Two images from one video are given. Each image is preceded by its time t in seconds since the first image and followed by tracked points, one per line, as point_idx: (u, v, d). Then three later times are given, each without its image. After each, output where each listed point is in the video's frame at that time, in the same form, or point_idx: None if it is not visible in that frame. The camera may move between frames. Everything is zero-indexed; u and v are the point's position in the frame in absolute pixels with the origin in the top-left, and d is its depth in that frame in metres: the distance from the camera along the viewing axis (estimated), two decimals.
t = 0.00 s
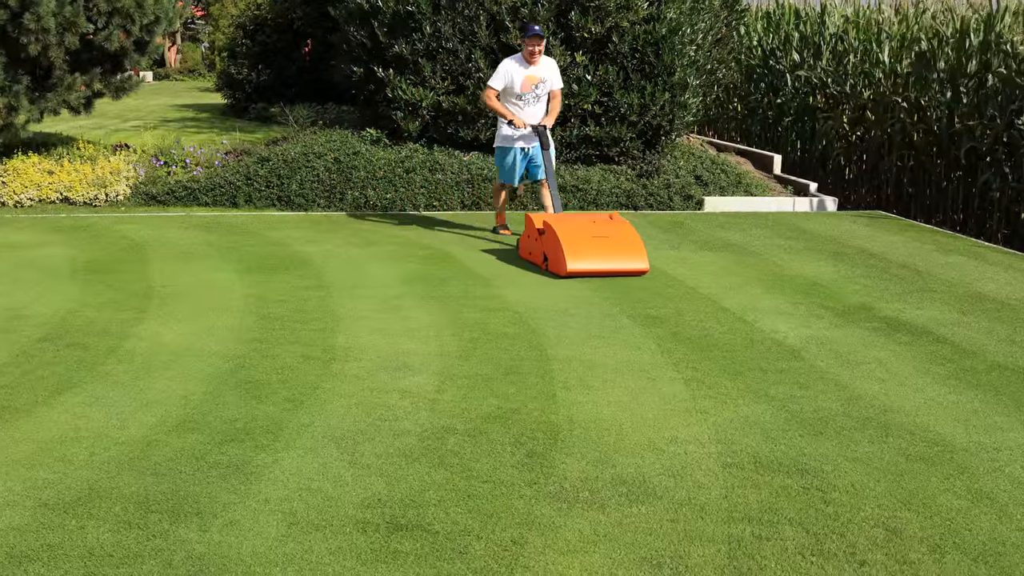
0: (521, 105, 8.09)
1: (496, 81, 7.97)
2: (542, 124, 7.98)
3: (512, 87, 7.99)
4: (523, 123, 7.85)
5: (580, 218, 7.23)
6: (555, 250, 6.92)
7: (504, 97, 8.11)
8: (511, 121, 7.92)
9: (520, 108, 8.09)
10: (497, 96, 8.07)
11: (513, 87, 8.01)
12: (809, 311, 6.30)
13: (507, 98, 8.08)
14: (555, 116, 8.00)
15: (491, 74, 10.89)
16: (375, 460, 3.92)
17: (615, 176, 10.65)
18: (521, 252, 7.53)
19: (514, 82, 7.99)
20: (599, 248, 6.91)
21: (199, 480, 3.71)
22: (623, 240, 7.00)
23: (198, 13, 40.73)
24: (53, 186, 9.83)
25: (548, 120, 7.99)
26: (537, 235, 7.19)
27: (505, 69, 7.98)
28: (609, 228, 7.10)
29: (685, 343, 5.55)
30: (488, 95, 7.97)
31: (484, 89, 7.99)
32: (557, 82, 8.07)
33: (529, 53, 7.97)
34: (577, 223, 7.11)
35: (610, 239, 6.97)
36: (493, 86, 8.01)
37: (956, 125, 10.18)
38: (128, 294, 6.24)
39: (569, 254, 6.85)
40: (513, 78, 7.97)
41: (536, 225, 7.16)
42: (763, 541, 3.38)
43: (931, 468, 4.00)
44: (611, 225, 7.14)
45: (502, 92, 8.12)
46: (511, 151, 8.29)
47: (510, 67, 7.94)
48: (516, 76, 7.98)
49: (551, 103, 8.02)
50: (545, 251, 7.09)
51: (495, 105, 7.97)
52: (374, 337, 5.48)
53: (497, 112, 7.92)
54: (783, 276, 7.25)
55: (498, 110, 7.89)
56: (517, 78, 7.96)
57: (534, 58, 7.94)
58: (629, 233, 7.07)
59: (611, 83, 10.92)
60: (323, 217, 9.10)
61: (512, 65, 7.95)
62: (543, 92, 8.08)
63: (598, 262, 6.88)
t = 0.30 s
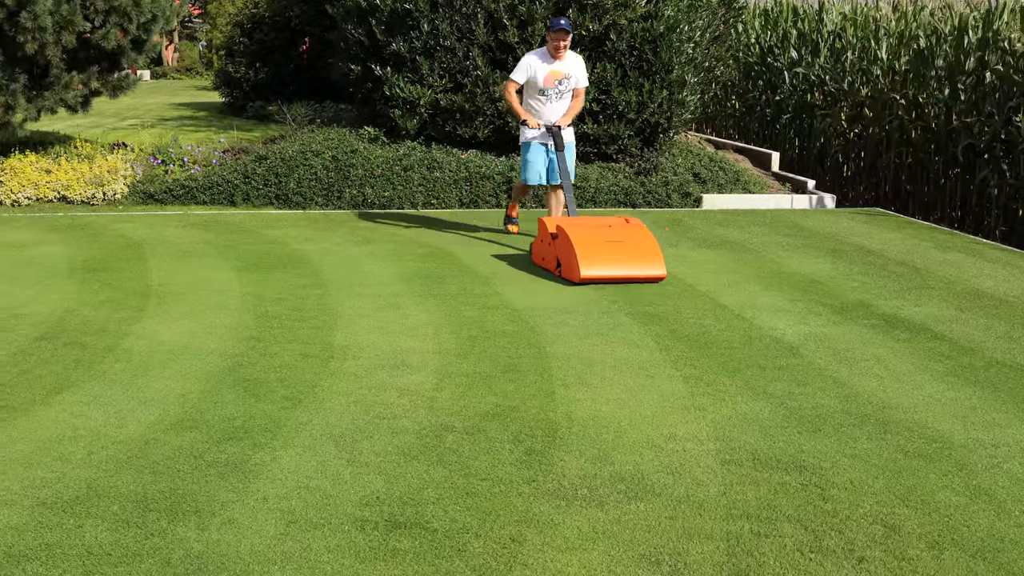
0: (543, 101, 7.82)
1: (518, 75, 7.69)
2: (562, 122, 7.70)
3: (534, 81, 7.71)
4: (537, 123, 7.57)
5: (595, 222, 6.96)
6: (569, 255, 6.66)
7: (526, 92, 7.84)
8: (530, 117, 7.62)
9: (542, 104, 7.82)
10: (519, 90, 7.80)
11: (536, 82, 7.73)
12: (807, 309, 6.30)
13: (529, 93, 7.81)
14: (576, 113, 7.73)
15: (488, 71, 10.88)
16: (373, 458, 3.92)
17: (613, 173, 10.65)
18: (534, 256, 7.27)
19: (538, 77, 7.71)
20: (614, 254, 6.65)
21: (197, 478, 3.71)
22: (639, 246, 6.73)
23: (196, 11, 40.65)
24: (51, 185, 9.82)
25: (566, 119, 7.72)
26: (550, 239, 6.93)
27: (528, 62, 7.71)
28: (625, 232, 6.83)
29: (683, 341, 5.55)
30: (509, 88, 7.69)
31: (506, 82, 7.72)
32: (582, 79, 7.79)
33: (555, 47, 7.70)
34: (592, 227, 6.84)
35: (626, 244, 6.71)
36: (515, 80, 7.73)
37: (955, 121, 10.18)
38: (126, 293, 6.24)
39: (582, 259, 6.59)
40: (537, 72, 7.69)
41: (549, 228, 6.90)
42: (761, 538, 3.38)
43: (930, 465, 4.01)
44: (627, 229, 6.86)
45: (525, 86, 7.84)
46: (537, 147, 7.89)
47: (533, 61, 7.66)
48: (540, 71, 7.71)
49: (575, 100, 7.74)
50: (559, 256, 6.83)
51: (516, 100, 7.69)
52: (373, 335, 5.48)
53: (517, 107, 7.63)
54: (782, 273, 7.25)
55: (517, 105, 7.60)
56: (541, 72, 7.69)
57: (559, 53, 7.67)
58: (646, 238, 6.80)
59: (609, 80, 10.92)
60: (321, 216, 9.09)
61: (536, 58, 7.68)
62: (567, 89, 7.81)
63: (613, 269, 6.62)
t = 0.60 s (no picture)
0: (557, 102, 7.61)
1: (531, 76, 7.51)
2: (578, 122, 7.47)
3: (547, 82, 7.53)
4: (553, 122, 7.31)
5: (611, 227, 6.72)
6: (581, 261, 6.45)
7: (540, 93, 7.65)
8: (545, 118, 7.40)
9: (557, 105, 7.62)
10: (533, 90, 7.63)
11: (550, 82, 7.53)
12: (805, 305, 6.29)
13: (543, 94, 7.62)
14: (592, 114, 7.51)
15: (486, 67, 10.83)
16: (371, 455, 3.91)
17: (610, 170, 10.65)
18: (547, 262, 7.05)
19: (552, 77, 7.52)
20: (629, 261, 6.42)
21: (195, 475, 3.70)
22: (655, 251, 6.50)
23: (192, 9, 40.58)
24: (48, 182, 9.80)
25: (582, 119, 7.51)
26: (563, 243, 6.72)
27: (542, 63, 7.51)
28: (640, 238, 6.60)
29: (681, 337, 5.55)
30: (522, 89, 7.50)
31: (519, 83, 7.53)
32: (597, 78, 7.59)
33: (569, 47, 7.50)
34: (607, 232, 6.61)
35: (641, 250, 6.47)
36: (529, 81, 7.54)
37: (952, 118, 10.18)
38: (123, 290, 6.23)
39: (596, 265, 6.37)
40: (551, 73, 7.50)
41: (562, 233, 6.69)
42: (759, 534, 3.38)
43: (927, 461, 4.01)
44: (643, 235, 6.63)
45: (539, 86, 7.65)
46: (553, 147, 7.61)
47: (546, 61, 7.47)
48: (554, 71, 7.51)
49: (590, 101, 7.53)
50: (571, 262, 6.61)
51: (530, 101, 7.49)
52: (370, 332, 5.47)
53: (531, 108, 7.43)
54: (780, 270, 7.24)
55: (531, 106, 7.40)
56: (555, 72, 7.50)
57: (573, 52, 7.47)
58: (663, 245, 6.56)
59: (606, 77, 10.92)
60: (318, 213, 9.08)
61: (550, 58, 7.48)
62: (582, 89, 7.61)
63: (626, 276, 6.39)
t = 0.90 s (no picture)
0: (567, 102, 7.38)
1: (539, 77, 7.30)
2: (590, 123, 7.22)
3: (556, 82, 7.30)
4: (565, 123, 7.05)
5: (626, 232, 6.46)
6: (592, 269, 6.20)
7: (550, 95, 7.42)
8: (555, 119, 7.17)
9: (567, 106, 7.38)
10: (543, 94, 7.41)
11: (559, 83, 7.30)
12: (802, 302, 6.30)
13: (552, 95, 7.39)
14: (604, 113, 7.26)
15: (483, 64, 10.82)
16: (368, 452, 3.91)
17: (607, 167, 10.64)
18: (559, 269, 6.79)
19: (560, 77, 7.29)
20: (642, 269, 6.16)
21: (191, 473, 3.70)
22: (669, 257, 6.24)
23: (189, 6, 40.48)
24: (43, 179, 9.77)
25: (597, 120, 7.24)
26: (574, 249, 6.47)
27: (549, 62, 7.29)
28: (655, 243, 6.34)
29: (678, 334, 5.55)
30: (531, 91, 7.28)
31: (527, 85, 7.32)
32: (608, 76, 7.34)
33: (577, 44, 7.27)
34: (621, 238, 6.34)
35: (655, 257, 6.21)
36: (537, 82, 7.33)
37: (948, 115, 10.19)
38: (119, 287, 6.22)
39: (609, 273, 6.11)
40: (558, 72, 7.27)
41: (573, 239, 6.44)
42: (756, 531, 3.39)
43: (923, 458, 4.01)
44: (658, 240, 6.37)
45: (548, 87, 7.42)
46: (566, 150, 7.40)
47: (553, 60, 7.25)
48: (562, 71, 7.29)
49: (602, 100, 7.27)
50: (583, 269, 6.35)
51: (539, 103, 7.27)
52: (367, 329, 5.47)
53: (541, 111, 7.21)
54: (776, 267, 7.25)
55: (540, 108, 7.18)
56: (563, 72, 7.27)
57: (581, 50, 7.24)
58: (679, 251, 6.30)
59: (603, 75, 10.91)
60: (314, 210, 9.07)
61: (558, 58, 7.26)
62: (593, 87, 7.36)
63: (640, 284, 6.12)
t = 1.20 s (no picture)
0: (576, 101, 7.19)
1: (547, 75, 7.08)
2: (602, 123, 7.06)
3: (564, 81, 7.11)
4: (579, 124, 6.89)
5: (639, 238, 6.15)
6: (602, 277, 5.92)
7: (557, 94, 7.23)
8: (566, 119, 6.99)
9: (576, 105, 7.19)
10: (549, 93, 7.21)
11: (567, 81, 7.11)
12: (797, 299, 6.30)
13: (560, 94, 7.19)
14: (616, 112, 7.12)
15: (478, 61, 10.80)
16: (363, 449, 3.91)
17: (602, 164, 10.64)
18: (569, 275, 6.51)
19: (568, 75, 7.09)
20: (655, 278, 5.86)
21: (186, 470, 3.69)
22: (683, 265, 5.95)
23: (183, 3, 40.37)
24: (37, 176, 9.74)
25: (610, 118, 7.07)
26: (583, 255, 6.20)
27: (557, 60, 7.08)
28: (668, 250, 6.05)
29: (673, 331, 5.55)
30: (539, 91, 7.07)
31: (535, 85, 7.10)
32: (616, 73, 7.17)
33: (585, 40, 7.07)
34: (633, 244, 6.05)
35: (669, 265, 5.92)
36: (544, 81, 7.12)
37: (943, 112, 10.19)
38: (114, 284, 6.21)
39: (619, 280, 5.83)
40: (566, 70, 7.07)
41: (583, 244, 6.16)
42: (751, 528, 3.39)
43: (918, 454, 4.02)
44: (673, 247, 6.07)
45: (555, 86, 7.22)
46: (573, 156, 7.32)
47: (561, 58, 7.05)
48: (570, 68, 7.09)
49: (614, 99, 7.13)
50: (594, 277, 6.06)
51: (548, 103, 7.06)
52: (362, 326, 5.46)
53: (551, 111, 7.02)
54: (772, 264, 7.25)
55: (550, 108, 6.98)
56: (571, 70, 7.07)
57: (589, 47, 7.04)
58: (694, 259, 6.00)
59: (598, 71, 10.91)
60: (309, 206, 9.05)
61: (565, 55, 7.06)
62: (601, 85, 7.18)
63: (652, 294, 5.83)
